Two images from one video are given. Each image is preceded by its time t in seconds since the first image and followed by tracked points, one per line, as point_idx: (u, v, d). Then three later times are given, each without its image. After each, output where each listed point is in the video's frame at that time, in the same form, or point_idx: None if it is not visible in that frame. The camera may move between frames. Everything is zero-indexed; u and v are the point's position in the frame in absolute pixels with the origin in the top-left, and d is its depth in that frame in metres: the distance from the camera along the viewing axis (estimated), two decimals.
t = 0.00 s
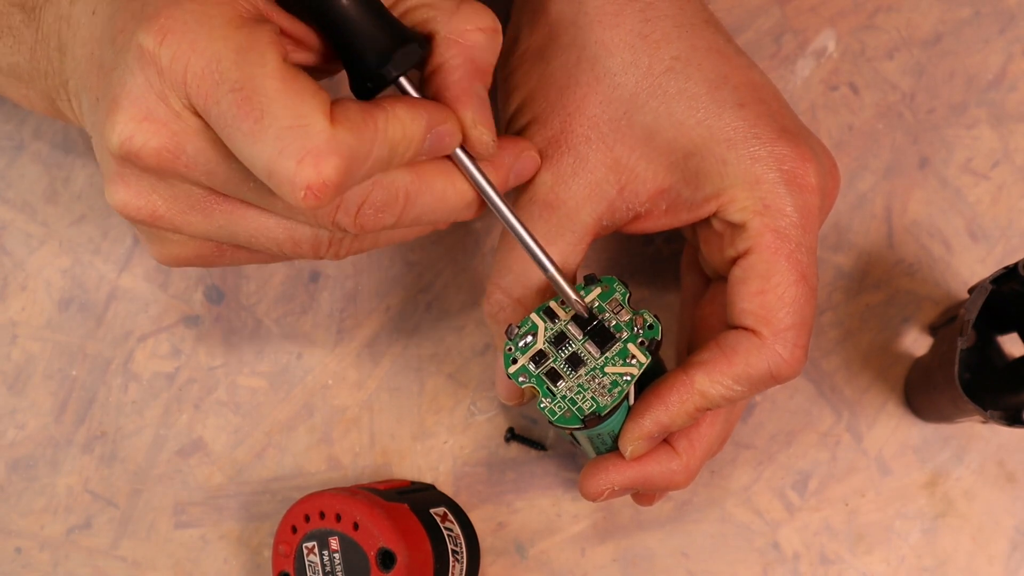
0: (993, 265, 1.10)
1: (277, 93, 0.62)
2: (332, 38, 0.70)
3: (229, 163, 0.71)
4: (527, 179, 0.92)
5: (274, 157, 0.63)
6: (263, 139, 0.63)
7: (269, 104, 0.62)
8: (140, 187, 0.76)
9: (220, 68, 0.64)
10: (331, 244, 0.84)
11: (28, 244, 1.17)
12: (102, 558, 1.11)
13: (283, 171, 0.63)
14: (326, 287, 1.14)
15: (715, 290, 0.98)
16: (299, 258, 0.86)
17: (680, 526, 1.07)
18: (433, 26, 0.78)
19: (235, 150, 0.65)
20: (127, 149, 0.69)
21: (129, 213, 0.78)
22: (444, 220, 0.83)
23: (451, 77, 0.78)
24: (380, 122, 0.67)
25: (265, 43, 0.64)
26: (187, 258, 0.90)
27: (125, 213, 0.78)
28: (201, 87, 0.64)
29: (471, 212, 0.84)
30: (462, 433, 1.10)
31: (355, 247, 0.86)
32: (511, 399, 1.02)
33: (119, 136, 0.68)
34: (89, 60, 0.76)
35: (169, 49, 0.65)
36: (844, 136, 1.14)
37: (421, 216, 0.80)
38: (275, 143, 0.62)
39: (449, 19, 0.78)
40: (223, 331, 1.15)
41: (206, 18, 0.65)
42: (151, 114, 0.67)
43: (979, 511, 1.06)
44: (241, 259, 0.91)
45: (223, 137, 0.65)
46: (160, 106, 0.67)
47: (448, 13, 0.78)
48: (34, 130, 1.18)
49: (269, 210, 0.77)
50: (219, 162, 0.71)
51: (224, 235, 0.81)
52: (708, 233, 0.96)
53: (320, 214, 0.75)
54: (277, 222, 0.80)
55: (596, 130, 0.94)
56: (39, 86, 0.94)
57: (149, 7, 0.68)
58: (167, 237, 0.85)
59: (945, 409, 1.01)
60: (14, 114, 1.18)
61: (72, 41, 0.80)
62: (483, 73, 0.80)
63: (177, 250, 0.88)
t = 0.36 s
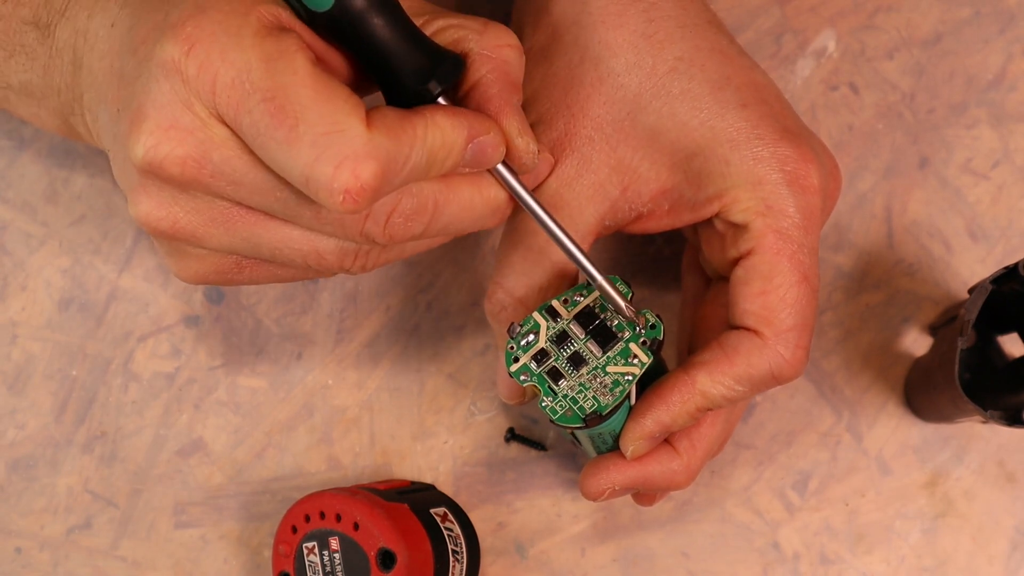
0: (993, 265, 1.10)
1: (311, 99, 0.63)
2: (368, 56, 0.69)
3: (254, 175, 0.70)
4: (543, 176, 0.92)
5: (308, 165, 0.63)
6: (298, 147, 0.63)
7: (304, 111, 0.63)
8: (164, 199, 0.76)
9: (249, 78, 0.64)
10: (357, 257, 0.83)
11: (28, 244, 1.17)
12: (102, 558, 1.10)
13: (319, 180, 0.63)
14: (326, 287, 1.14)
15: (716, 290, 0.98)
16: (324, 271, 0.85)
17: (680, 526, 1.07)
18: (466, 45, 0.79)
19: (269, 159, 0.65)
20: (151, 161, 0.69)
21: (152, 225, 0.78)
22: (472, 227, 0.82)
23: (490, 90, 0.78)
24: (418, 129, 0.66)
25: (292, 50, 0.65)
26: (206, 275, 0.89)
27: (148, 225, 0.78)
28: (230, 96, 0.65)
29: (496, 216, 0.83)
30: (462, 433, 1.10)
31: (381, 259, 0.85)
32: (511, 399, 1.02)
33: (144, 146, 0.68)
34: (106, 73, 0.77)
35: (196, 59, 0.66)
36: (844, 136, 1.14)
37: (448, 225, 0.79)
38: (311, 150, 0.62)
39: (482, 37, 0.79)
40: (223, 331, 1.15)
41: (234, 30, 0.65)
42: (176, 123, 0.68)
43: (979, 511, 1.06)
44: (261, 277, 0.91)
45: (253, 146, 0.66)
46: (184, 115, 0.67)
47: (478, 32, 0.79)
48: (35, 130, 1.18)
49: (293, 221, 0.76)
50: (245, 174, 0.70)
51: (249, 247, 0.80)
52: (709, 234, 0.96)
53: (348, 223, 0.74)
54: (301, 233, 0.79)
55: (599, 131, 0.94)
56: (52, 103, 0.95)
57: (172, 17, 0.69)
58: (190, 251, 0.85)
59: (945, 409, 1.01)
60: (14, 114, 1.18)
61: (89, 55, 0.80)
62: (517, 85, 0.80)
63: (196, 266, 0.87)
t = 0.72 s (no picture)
0: (993, 265, 1.10)
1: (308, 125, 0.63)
2: (366, 75, 0.70)
3: (254, 196, 0.70)
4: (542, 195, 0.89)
5: (305, 191, 0.63)
6: (295, 172, 0.62)
7: (301, 137, 0.62)
8: (163, 218, 0.76)
9: (247, 102, 0.64)
10: (355, 274, 0.84)
11: (27, 244, 1.17)
12: (102, 558, 1.10)
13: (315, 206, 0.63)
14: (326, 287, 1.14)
15: (715, 289, 0.98)
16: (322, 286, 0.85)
17: (680, 526, 1.07)
18: (466, 67, 0.79)
19: (267, 183, 0.65)
20: (151, 181, 0.69)
21: (151, 242, 0.78)
22: (472, 246, 0.82)
23: (488, 114, 0.77)
24: (415, 155, 0.66)
25: (293, 73, 0.65)
26: (209, 288, 0.89)
27: (147, 242, 0.78)
28: (229, 120, 0.65)
29: (495, 237, 0.83)
30: (462, 433, 1.10)
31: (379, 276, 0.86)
32: (512, 399, 1.02)
33: (143, 167, 0.68)
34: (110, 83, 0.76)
35: (195, 80, 0.65)
36: (844, 137, 1.14)
37: (446, 247, 0.80)
38: (307, 177, 0.62)
39: (482, 60, 0.79)
40: (223, 331, 1.15)
41: (233, 54, 0.65)
42: (175, 144, 0.68)
43: (979, 511, 1.06)
44: (263, 289, 0.91)
45: (251, 169, 0.66)
46: (183, 136, 0.67)
47: (479, 55, 0.80)
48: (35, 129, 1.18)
49: (291, 242, 0.76)
50: (244, 195, 0.70)
51: (249, 264, 0.81)
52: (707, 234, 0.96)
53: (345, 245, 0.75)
54: (300, 253, 0.79)
55: (598, 131, 0.94)
56: (58, 107, 0.95)
57: (173, 34, 0.69)
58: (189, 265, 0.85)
59: (945, 409, 1.01)
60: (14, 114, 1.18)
61: (94, 64, 0.80)
62: (517, 108, 0.80)
63: (201, 280, 0.87)
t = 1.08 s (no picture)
0: (993, 265, 1.10)
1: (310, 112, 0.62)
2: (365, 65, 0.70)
3: (255, 186, 0.70)
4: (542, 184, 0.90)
5: (308, 178, 0.62)
6: (297, 160, 0.62)
7: (303, 125, 0.62)
8: (166, 211, 0.76)
9: (248, 91, 0.64)
10: (359, 265, 0.83)
11: (27, 244, 1.17)
12: (102, 558, 1.10)
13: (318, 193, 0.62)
14: (326, 287, 1.14)
15: (715, 289, 0.98)
16: (326, 279, 0.85)
17: (680, 526, 1.07)
18: (464, 54, 0.79)
19: (269, 172, 0.65)
20: (152, 174, 0.69)
21: (155, 236, 0.78)
22: (473, 235, 0.82)
23: (487, 100, 0.77)
24: (415, 142, 0.66)
25: (292, 62, 0.64)
26: (212, 282, 0.89)
27: (150, 236, 0.78)
28: (230, 109, 0.65)
29: (494, 225, 0.83)
30: (461, 433, 1.10)
31: (383, 267, 0.85)
32: (512, 399, 1.02)
33: (144, 159, 0.68)
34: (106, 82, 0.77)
35: (195, 71, 0.65)
36: (844, 136, 1.14)
37: (448, 235, 0.80)
38: (311, 164, 0.62)
39: (480, 48, 0.79)
40: (223, 331, 1.15)
41: (233, 44, 0.65)
42: (177, 136, 0.68)
43: (979, 511, 1.06)
44: (265, 283, 0.91)
45: (253, 158, 0.66)
46: (184, 127, 0.67)
47: (476, 41, 0.80)
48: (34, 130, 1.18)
49: (293, 233, 0.76)
50: (245, 186, 0.70)
51: (252, 258, 0.81)
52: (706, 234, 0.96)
53: (347, 234, 0.74)
54: (302, 244, 0.79)
55: (597, 130, 0.94)
56: (54, 106, 0.95)
57: (170, 28, 0.68)
58: (193, 261, 0.85)
59: (945, 409, 1.01)
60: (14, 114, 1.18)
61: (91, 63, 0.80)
62: (516, 93, 0.80)
63: (203, 275, 0.87)
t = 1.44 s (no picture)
0: (993, 265, 1.10)
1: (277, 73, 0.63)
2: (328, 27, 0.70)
3: (223, 151, 0.71)
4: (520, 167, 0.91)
5: (273, 141, 0.63)
6: (262, 122, 0.63)
7: (269, 88, 0.62)
8: (136, 179, 0.76)
9: (214, 54, 0.64)
10: (329, 233, 0.84)
11: (27, 244, 1.17)
12: (102, 558, 1.10)
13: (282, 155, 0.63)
14: (326, 287, 1.14)
15: (717, 288, 0.98)
16: (297, 247, 0.85)
17: (680, 526, 1.07)
18: (426, 14, 0.78)
19: (235, 136, 0.65)
20: (121, 140, 0.69)
21: (125, 204, 0.78)
22: (442, 206, 0.83)
23: (444, 62, 0.78)
24: (372, 103, 0.67)
25: (257, 28, 0.64)
26: (185, 253, 0.89)
27: (120, 204, 0.78)
28: (197, 73, 0.64)
29: (464, 199, 0.85)
30: (462, 433, 1.10)
31: (353, 236, 0.86)
32: (514, 400, 1.02)
33: (112, 125, 0.68)
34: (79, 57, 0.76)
35: (164, 36, 0.65)
36: (844, 136, 1.14)
37: (416, 203, 0.80)
38: (275, 126, 0.62)
39: (442, 6, 0.78)
40: (223, 331, 1.15)
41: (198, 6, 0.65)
42: (145, 102, 0.67)
43: (979, 511, 1.06)
44: (239, 253, 0.91)
45: (220, 123, 0.65)
46: (152, 93, 0.67)
47: None
48: (33, 130, 1.18)
49: (263, 199, 0.77)
50: (213, 150, 0.70)
51: (222, 225, 0.81)
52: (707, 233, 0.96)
53: (315, 200, 0.75)
54: (274, 212, 0.79)
55: (598, 129, 0.94)
56: (29, 87, 0.94)
57: None
58: (164, 230, 0.85)
59: (945, 409, 1.01)
60: (14, 114, 1.18)
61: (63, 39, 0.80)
62: (477, 56, 0.80)
63: (176, 245, 0.87)
